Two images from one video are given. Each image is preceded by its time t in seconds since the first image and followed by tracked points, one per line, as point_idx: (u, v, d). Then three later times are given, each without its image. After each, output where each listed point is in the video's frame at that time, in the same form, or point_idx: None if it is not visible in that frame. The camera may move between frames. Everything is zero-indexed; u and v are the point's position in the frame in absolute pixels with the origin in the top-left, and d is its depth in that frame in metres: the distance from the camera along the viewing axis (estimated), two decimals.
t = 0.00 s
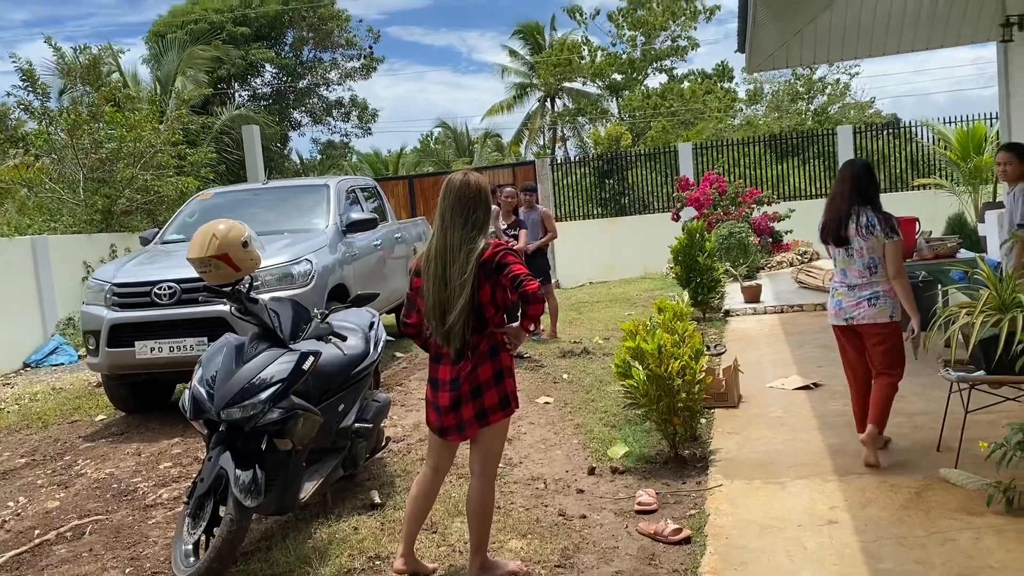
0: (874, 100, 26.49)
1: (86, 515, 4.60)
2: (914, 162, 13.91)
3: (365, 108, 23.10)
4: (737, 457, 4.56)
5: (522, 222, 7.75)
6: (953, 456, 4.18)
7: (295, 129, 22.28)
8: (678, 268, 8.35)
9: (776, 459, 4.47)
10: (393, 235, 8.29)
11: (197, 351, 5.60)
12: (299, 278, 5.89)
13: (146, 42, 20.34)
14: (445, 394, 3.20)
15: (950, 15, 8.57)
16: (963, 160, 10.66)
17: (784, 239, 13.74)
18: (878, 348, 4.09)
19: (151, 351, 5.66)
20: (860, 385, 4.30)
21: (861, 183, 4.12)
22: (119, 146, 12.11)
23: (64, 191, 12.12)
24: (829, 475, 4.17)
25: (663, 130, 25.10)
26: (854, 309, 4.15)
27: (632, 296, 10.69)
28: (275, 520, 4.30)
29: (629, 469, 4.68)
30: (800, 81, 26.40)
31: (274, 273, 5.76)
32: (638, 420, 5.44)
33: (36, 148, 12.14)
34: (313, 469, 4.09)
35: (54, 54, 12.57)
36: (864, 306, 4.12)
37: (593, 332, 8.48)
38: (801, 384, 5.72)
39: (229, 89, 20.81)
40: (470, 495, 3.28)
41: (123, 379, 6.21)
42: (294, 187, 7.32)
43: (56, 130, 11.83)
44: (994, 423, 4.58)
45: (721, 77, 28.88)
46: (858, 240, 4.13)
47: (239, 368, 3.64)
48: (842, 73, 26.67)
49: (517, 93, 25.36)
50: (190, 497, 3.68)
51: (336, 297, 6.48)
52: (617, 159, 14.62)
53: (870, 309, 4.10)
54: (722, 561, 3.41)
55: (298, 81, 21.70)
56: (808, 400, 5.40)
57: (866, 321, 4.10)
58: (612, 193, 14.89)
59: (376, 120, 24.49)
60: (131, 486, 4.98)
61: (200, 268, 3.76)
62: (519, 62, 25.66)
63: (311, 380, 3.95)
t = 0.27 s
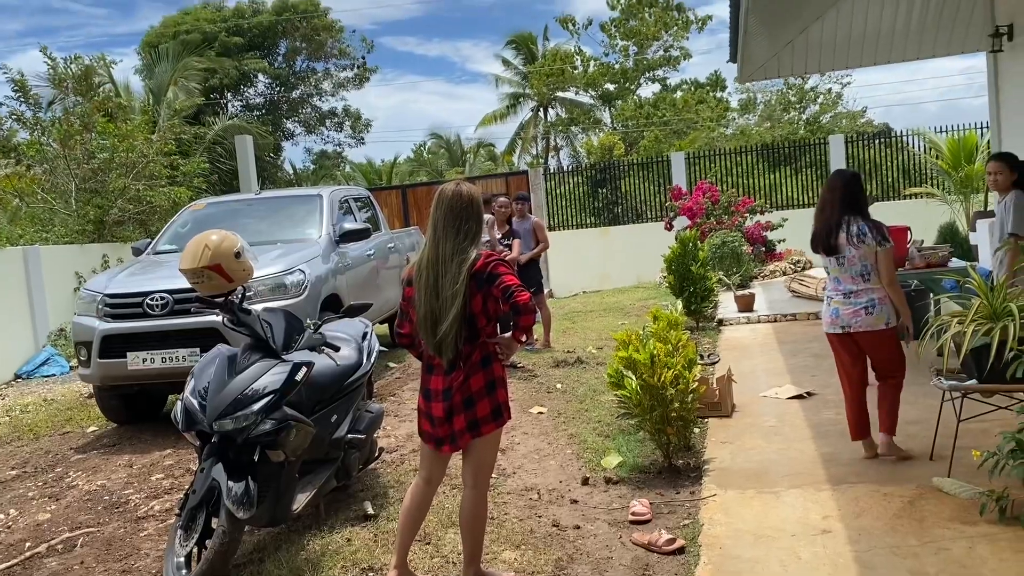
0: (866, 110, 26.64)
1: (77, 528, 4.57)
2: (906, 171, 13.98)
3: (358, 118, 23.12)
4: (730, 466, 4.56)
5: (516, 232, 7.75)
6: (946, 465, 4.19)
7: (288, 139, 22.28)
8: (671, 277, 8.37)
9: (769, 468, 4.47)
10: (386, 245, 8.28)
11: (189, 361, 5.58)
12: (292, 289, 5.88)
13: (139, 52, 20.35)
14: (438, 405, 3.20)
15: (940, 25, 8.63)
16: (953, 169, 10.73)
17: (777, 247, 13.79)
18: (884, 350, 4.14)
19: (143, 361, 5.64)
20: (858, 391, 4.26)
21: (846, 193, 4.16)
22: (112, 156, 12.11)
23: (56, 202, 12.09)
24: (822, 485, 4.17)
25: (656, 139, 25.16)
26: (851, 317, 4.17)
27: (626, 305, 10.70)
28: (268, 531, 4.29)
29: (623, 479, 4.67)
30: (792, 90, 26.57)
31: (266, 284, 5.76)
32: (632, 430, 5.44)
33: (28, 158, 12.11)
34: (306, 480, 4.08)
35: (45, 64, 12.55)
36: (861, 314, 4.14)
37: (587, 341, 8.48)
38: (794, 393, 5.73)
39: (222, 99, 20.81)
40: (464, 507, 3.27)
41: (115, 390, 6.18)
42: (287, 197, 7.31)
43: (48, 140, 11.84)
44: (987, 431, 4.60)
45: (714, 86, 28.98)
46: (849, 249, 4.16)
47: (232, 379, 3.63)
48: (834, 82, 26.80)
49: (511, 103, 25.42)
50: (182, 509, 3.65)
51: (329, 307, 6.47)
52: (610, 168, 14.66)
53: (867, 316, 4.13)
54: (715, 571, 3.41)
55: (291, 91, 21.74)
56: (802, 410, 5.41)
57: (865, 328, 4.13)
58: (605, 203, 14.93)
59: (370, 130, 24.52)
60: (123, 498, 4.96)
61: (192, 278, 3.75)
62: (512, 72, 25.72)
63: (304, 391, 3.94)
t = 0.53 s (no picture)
0: (859, 119, 26.76)
1: (70, 539, 4.55)
2: (899, 180, 14.03)
3: (353, 127, 23.15)
4: (725, 476, 4.56)
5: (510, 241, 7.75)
6: (939, 474, 4.20)
7: (283, 148, 22.29)
8: (665, 286, 8.39)
9: (764, 478, 4.48)
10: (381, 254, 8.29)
11: (183, 371, 5.57)
12: (287, 298, 5.88)
13: (133, 62, 20.36)
14: (431, 415, 3.20)
15: (931, 35, 8.68)
16: (946, 178, 10.79)
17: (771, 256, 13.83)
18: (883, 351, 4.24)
19: (137, 371, 5.62)
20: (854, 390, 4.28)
21: (844, 201, 4.20)
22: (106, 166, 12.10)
23: (50, 212, 12.07)
24: (816, 494, 4.18)
25: (650, 148, 25.21)
26: (853, 322, 4.21)
27: (621, 314, 10.72)
28: (262, 542, 4.27)
29: (617, 488, 4.67)
30: (785, 100, 26.72)
31: (261, 293, 5.75)
32: (627, 439, 5.44)
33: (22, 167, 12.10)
34: (300, 490, 4.07)
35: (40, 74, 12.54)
36: (863, 320, 4.20)
37: (581, 351, 8.49)
38: (788, 402, 5.74)
39: (216, 109, 20.82)
40: (457, 517, 3.26)
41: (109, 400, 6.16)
42: (282, 207, 7.32)
43: (42, 149, 11.84)
44: (980, 440, 4.61)
45: (708, 96, 29.10)
46: (850, 256, 4.21)
47: (226, 389, 3.62)
48: (826, 92, 26.94)
49: (505, 112, 25.50)
50: (174, 521, 3.58)
51: (323, 317, 6.46)
52: (605, 177, 14.69)
53: (870, 321, 4.19)
54: None
55: (285, 100, 21.76)
56: (796, 418, 5.42)
57: (868, 333, 4.19)
58: (600, 212, 14.96)
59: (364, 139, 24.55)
60: (116, 509, 4.94)
61: (186, 288, 3.75)
62: (506, 81, 25.80)
63: (298, 402, 3.95)
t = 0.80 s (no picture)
0: (855, 129, 26.84)
1: (64, 550, 4.53)
2: (895, 190, 14.06)
3: (350, 136, 23.18)
4: (721, 486, 4.55)
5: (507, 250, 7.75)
6: (936, 485, 4.20)
7: (280, 157, 22.32)
8: (662, 295, 8.39)
9: (760, 488, 4.47)
10: (377, 263, 8.28)
11: (178, 381, 5.55)
12: (283, 307, 5.87)
13: (130, 70, 20.38)
14: (425, 426, 3.19)
15: (926, 46, 8.71)
16: (941, 188, 10.83)
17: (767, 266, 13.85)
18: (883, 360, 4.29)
19: (132, 381, 5.60)
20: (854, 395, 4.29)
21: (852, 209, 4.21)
22: (102, 174, 12.10)
23: (46, 220, 12.04)
24: (813, 505, 4.16)
25: (647, 157, 25.24)
26: (863, 329, 4.23)
27: (617, 323, 10.71)
28: (257, 553, 4.25)
29: (614, 499, 4.66)
30: (781, 109, 26.84)
31: (257, 303, 5.74)
32: (623, 449, 5.43)
33: (18, 176, 12.08)
34: (295, 501, 4.05)
35: (36, 83, 12.53)
36: (872, 326, 4.24)
37: (578, 360, 8.48)
38: (785, 412, 5.74)
39: (213, 117, 20.83)
40: (453, 528, 3.25)
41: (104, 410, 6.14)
42: (278, 216, 7.31)
43: (39, 158, 11.83)
44: (976, 451, 4.61)
45: (704, 105, 29.17)
46: (860, 263, 4.23)
47: (221, 399, 3.61)
48: (822, 101, 27.02)
49: (502, 121, 25.55)
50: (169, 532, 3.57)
51: (319, 326, 6.45)
52: (601, 186, 14.72)
53: (878, 327, 4.24)
54: None
55: (282, 109, 21.78)
56: (793, 429, 5.41)
57: (877, 339, 4.23)
58: (597, 221, 14.97)
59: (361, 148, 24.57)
60: (110, 519, 4.91)
61: (181, 298, 3.73)
62: (503, 90, 25.85)
63: (294, 411, 3.93)
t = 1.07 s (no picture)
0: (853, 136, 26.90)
1: (57, 558, 4.50)
2: (892, 197, 14.08)
3: (348, 143, 23.18)
4: (719, 494, 4.54)
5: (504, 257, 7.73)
6: (933, 493, 4.19)
7: (277, 163, 22.33)
8: (659, 302, 8.39)
9: (757, 497, 4.46)
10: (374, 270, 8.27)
11: (173, 388, 5.53)
12: (279, 314, 5.86)
13: (128, 76, 20.38)
14: (420, 433, 3.18)
15: (923, 54, 8.73)
16: (938, 196, 10.86)
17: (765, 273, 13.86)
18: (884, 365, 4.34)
19: (127, 388, 5.58)
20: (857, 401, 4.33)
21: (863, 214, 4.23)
22: (99, 180, 12.09)
23: (42, 226, 12.02)
24: (810, 514, 4.15)
25: (644, 164, 25.26)
26: (872, 332, 4.26)
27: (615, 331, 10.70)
28: (251, 562, 4.22)
29: (610, 507, 4.64)
30: (778, 117, 26.93)
31: (253, 309, 5.73)
32: (620, 457, 5.41)
33: (14, 182, 12.08)
34: (290, 509, 4.03)
35: (33, 88, 12.53)
36: (879, 329, 4.28)
37: (575, 367, 8.47)
38: (782, 420, 5.72)
39: (211, 123, 20.84)
40: (447, 537, 3.23)
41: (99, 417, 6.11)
42: (274, 222, 7.30)
43: (35, 164, 11.82)
44: (974, 459, 4.60)
45: (702, 112, 29.23)
46: (869, 267, 4.27)
47: (216, 407, 3.59)
48: (820, 109, 27.08)
49: (500, 128, 25.56)
50: (162, 542, 3.52)
51: (316, 332, 6.44)
52: (599, 194, 14.72)
53: (884, 330, 4.29)
54: None
55: (280, 115, 21.80)
56: (790, 437, 5.40)
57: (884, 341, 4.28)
58: (594, 228, 14.98)
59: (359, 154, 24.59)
60: (104, 527, 4.88)
61: (176, 305, 3.72)
62: (501, 97, 25.88)
63: (289, 419, 3.92)
